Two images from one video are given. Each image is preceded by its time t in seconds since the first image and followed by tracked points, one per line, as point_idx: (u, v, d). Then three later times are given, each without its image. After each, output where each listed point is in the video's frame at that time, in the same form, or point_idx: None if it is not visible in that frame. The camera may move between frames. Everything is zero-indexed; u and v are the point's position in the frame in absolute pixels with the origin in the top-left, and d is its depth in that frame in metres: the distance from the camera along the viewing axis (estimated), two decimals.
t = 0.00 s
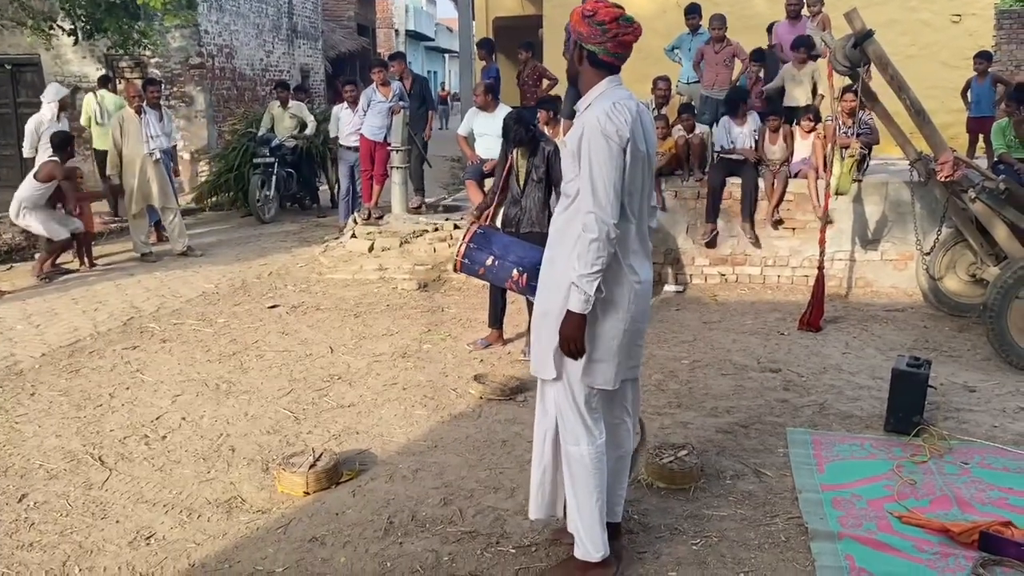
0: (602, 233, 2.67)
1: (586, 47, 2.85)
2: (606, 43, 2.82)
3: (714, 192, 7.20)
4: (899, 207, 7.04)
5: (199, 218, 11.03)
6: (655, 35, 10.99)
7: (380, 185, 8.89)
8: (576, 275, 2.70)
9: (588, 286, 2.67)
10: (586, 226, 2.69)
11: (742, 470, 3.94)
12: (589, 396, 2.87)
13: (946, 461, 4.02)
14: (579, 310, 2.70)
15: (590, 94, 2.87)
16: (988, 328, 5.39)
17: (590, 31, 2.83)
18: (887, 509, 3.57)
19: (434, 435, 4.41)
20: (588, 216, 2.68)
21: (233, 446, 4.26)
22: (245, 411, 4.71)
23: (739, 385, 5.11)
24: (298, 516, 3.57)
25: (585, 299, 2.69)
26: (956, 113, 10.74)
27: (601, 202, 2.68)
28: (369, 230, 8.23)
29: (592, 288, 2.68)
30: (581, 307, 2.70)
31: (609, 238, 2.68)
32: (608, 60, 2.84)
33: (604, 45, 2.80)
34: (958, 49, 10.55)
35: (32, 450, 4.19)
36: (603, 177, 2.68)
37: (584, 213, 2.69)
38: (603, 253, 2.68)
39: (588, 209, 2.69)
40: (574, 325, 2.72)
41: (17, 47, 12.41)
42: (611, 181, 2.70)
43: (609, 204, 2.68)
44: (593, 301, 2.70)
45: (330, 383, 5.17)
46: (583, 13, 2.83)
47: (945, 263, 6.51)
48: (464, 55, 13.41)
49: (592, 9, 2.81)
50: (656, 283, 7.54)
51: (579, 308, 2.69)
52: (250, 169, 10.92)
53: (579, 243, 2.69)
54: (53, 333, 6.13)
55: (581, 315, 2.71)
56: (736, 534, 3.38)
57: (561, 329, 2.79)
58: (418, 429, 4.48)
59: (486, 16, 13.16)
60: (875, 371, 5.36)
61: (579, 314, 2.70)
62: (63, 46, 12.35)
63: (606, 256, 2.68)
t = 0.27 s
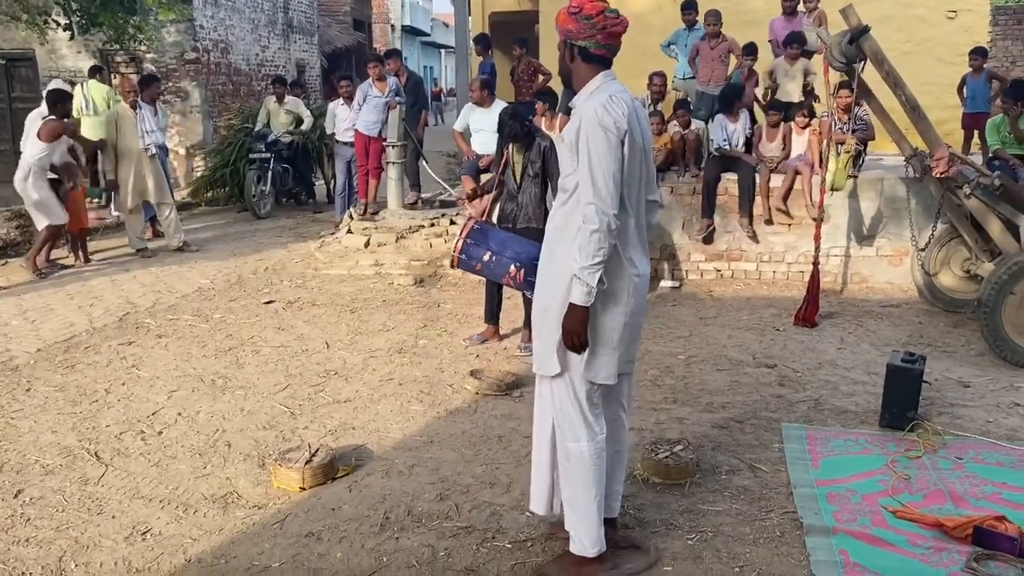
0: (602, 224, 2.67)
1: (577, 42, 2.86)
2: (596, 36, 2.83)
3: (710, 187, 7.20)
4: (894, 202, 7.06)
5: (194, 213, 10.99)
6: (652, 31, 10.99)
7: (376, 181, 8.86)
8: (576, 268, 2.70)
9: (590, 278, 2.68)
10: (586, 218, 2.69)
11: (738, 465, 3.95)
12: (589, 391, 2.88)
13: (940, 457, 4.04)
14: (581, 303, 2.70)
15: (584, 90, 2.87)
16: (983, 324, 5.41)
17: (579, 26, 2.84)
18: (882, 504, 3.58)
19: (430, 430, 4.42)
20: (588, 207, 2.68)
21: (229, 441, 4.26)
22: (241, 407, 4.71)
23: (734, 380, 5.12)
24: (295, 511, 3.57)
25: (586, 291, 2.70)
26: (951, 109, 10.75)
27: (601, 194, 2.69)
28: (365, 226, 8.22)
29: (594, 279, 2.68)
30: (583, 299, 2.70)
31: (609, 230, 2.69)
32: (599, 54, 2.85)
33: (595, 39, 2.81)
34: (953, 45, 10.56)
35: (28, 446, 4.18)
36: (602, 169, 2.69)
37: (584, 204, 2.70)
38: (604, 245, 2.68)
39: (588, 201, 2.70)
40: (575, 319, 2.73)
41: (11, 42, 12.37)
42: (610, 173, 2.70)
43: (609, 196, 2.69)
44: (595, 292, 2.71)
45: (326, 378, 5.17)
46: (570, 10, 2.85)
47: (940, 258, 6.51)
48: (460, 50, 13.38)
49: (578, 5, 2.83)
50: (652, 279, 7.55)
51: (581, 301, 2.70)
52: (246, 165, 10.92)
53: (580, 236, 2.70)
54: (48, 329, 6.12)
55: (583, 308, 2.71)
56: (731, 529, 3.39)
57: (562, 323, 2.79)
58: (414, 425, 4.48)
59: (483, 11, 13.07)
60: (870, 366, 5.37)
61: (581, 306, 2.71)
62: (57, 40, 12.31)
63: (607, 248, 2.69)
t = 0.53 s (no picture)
0: (606, 212, 2.67)
1: (570, 36, 2.85)
2: (589, 29, 2.82)
3: (705, 180, 7.20)
4: (889, 196, 7.07)
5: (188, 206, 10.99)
6: (647, 24, 10.97)
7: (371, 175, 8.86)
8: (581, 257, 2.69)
9: (595, 266, 2.67)
10: (589, 207, 2.68)
11: (732, 458, 3.96)
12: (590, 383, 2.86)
13: (934, 449, 4.05)
14: (586, 292, 2.69)
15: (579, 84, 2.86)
16: (977, 318, 5.42)
17: (572, 20, 2.83)
18: (876, 497, 3.59)
19: (426, 424, 4.42)
20: (592, 196, 2.68)
21: (224, 435, 4.25)
22: (236, 400, 4.70)
23: (729, 373, 5.13)
24: (290, 504, 3.57)
25: (592, 280, 2.69)
26: (946, 103, 10.77)
27: (603, 182, 2.68)
28: (360, 220, 8.20)
29: (599, 268, 2.68)
30: (588, 288, 2.69)
31: (613, 218, 2.69)
32: (593, 46, 2.85)
33: (587, 31, 2.81)
34: (949, 39, 10.57)
35: (22, 439, 4.18)
36: (604, 159, 2.69)
37: (587, 193, 2.69)
38: (608, 233, 2.68)
39: (591, 190, 2.69)
40: (581, 308, 2.71)
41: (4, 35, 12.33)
42: (612, 161, 2.70)
43: (612, 184, 2.69)
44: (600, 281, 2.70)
45: (321, 372, 5.16)
46: (561, 5, 2.84)
47: (934, 252, 6.54)
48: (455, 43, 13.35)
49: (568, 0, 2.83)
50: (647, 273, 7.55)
51: (586, 290, 2.69)
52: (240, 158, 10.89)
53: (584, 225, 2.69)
54: (42, 322, 6.10)
55: (588, 297, 2.70)
56: (726, 522, 3.40)
57: (566, 313, 2.78)
58: (409, 418, 4.48)
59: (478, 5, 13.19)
60: (865, 360, 5.39)
61: (586, 296, 2.70)
62: (50, 33, 12.26)
63: (611, 236, 2.69)
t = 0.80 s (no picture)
0: (629, 196, 2.72)
1: (553, 30, 2.84)
2: (570, 21, 2.81)
3: (698, 171, 7.20)
4: (882, 188, 7.08)
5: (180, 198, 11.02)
6: (641, 16, 10.95)
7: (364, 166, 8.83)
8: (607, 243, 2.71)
9: (623, 250, 2.70)
10: (611, 192, 2.71)
11: (725, 449, 3.97)
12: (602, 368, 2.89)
13: (926, 440, 4.06)
14: (614, 276, 2.70)
15: (568, 76, 2.86)
16: (969, 309, 5.44)
17: (554, 14, 2.82)
18: (868, 487, 3.60)
19: (419, 416, 4.42)
20: (613, 181, 2.71)
21: (217, 427, 4.24)
22: (228, 392, 4.69)
23: (722, 365, 5.14)
24: (282, 496, 3.56)
25: (619, 264, 2.71)
26: (939, 96, 10.78)
27: (623, 166, 2.72)
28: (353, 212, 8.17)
29: (627, 252, 2.71)
30: (615, 272, 2.71)
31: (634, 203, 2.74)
32: (576, 37, 2.84)
33: (570, 24, 2.80)
34: (942, 31, 10.58)
35: (13, 431, 4.16)
36: (617, 145, 2.72)
37: (607, 178, 2.72)
38: (631, 218, 2.73)
39: (612, 175, 2.72)
40: (609, 292, 2.72)
41: None
42: (626, 147, 2.75)
43: (630, 169, 2.74)
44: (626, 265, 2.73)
45: (314, 364, 5.15)
46: None
47: (927, 244, 6.53)
48: (449, 35, 13.30)
49: None
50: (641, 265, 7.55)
51: (612, 274, 2.71)
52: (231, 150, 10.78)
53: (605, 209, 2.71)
54: (33, 314, 6.07)
55: (615, 281, 2.71)
56: (718, 512, 3.40)
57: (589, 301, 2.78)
58: (402, 410, 4.47)
59: None
60: (857, 351, 5.40)
61: (614, 280, 2.71)
62: (42, 24, 12.19)
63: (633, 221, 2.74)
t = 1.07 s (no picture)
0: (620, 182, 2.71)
1: (542, 18, 2.81)
2: (560, 11, 2.79)
3: (690, 163, 7.20)
4: (874, 180, 7.08)
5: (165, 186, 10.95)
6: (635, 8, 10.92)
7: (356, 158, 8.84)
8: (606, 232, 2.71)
9: (623, 237, 2.70)
10: (601, 179, 2.71)
11: (716, 441, 3.97)
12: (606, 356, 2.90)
13: (916, 432, 4.07)
14: (617, 264, 2.70)
15: (557, 65, 2.85)
16: (960, 302, 5.44)
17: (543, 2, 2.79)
18: (859, 479, 3.61)
19: (410, 409, 4.41)
20: (603, 167, 2.71)
21: (207, 420, 4.22)
22: (218, 385, 4.67)
23: (714, 357, 5.14)
24: (272, 489, 3.55)
25: (621, 251, 2.70)
26: (932, 88, 10.78)
27: (612, 152, 2.72)
28: (344, 204, 8.12)
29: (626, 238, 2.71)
30: (618, 260, 2.70)
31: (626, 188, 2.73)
32: (566, 27, 2.82)
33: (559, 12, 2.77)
34: (935, 24, 10.58)
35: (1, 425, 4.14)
36: (607, 132, 2.72)
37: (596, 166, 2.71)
38: (624, 203, 2.72)
39: (602, 162, 2.71)
40: (618, 282, 2.70)
41: None
42: (614, 132, 2.74)
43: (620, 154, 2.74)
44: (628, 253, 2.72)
45: (305, 357, 5.14)
46: None
47: (918, 237, 6.54)
48: (441, 26, 13.25)
49: None
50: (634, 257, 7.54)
51: (617, 262, 2.70)
52: (219, 143, 10.67)
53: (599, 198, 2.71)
54: (22, 307, 6.04)
55: (621, 269, 2.70)
56: (709, 504, 3.40)
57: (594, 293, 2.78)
58: (393, 403, 4.46)
59: None
60: (849, 343, 5.40)
61: (619, 268, 2.70)
62: (31, 16, 12.11)
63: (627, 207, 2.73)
